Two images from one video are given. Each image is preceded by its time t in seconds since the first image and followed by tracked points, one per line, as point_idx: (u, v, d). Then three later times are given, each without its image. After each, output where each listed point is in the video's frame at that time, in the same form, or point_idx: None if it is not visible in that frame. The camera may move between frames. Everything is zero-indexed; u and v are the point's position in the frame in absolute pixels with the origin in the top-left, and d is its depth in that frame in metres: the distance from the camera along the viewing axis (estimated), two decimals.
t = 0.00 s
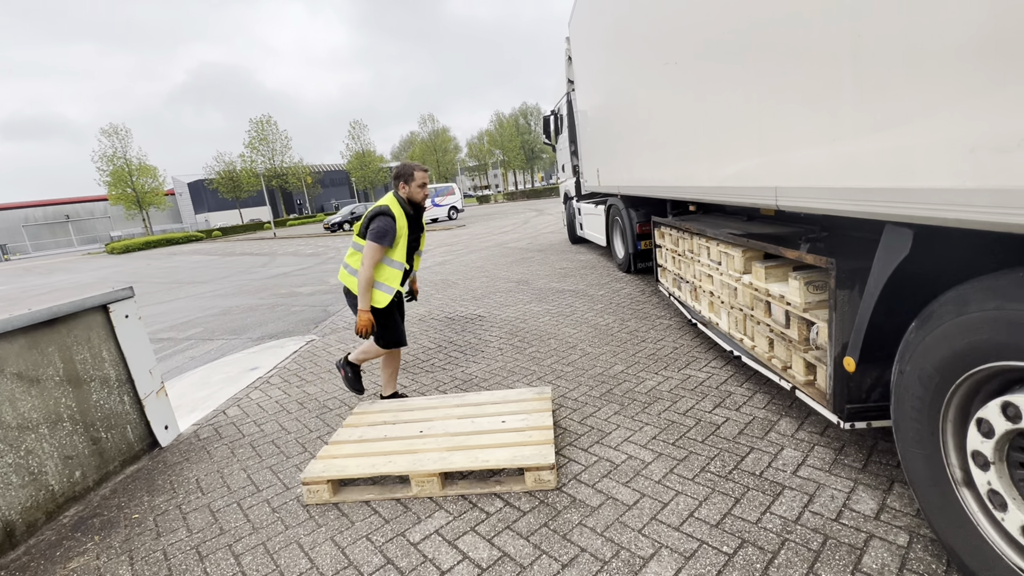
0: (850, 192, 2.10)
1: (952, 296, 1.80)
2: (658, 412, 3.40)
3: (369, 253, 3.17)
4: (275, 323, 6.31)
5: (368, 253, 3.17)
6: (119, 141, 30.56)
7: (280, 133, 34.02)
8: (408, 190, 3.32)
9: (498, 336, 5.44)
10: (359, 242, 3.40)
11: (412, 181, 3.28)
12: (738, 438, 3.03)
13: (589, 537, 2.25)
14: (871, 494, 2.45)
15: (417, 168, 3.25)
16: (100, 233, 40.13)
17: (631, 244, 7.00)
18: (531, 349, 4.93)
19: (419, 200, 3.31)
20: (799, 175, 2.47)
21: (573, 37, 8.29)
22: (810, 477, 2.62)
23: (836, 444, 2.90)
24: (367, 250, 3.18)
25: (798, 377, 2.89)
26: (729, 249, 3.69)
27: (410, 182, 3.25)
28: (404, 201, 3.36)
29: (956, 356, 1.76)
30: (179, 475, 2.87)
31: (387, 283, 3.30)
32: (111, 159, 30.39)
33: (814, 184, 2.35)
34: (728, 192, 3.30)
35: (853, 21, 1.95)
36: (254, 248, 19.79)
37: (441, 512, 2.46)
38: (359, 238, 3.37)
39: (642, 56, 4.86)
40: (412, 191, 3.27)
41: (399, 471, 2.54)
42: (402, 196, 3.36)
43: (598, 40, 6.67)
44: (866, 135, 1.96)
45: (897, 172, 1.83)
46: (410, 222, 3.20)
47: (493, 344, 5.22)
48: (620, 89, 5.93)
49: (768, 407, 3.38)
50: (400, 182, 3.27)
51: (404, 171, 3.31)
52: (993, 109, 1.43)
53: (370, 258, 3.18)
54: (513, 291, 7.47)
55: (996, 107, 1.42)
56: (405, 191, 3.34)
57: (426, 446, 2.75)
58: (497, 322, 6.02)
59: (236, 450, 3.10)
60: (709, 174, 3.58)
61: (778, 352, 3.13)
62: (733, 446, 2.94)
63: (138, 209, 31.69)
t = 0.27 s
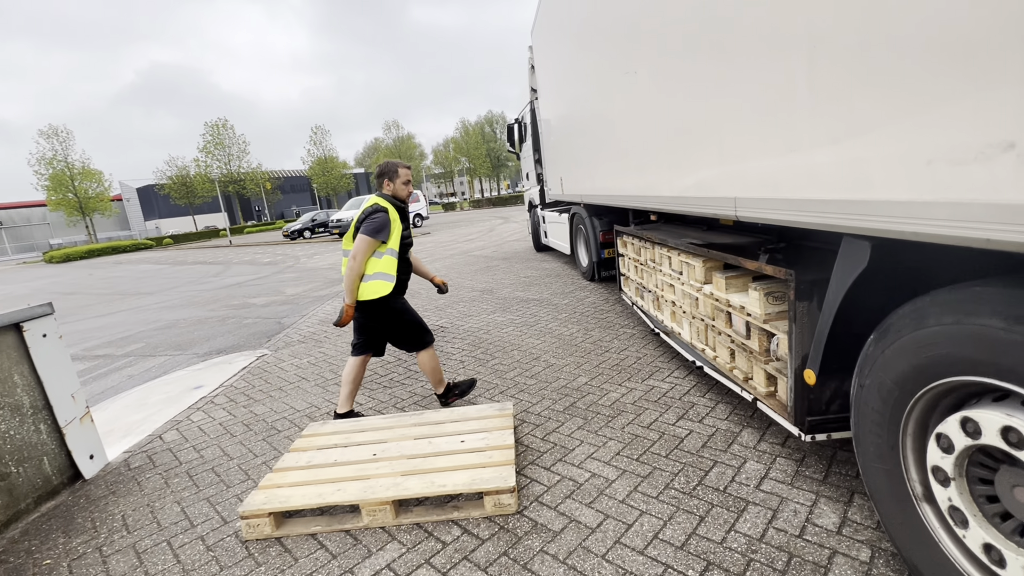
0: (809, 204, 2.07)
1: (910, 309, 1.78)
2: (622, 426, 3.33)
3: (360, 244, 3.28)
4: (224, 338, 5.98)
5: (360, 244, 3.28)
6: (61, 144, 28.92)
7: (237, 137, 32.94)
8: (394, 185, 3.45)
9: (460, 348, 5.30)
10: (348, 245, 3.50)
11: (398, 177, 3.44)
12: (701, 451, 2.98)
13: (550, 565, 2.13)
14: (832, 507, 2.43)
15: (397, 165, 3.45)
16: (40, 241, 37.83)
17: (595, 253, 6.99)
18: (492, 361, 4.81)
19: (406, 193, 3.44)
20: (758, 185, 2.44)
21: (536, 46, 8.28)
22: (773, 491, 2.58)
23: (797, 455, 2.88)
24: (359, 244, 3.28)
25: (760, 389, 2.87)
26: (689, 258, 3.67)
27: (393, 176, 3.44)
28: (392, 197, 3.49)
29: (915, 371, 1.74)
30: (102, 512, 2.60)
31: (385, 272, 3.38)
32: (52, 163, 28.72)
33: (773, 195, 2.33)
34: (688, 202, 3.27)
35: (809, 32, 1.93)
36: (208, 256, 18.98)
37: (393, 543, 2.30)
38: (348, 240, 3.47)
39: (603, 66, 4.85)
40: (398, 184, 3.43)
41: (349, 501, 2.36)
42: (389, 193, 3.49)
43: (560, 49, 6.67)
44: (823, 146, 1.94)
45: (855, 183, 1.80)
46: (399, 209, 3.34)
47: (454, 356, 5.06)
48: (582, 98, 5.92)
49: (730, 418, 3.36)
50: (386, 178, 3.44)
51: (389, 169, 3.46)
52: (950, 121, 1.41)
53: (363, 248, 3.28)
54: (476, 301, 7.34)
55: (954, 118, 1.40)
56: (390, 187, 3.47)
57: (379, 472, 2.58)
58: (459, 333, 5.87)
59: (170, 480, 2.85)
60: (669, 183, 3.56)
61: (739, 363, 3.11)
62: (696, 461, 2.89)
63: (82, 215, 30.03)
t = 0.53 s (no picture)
0: (767, 213, 1.99)
1: (871, 324, 1.72)
2: (580, 445, 3.19)
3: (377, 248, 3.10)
4: (149, 358, 5.47)
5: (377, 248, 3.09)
6: None
7: (175, 142, 31.21)
8: (395, 188, 3.35)
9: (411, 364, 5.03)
10: (355, 252, 3.29)
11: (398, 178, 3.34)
12: (661, 470, 2.88)
13: None
14: (793, 525, 2.36)
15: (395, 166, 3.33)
16: None
17: (550, 263, 6.89)
18: (445, 378, 4.58)
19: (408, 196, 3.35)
20: (713, 196, 2.37)
21: (488, 54, 8.18)
22: (734, 510, 2.49)
23: (756, 470, 2.82)
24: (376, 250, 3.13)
25: (718, 404, 2.79)
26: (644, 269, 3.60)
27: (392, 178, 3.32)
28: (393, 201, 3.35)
29: (878, 388, 1.67)
30: None
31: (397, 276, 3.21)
32: None
33: (729, 205, 2.25)
34: (642, 212, 3.19)
35: (765, 37, 1.86)
36: (141, 268, 17.71)
37: None
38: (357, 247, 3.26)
39: (557, 73, 4.75)
40: (397, 186, 3.35)
41: (278, 548, 2.09)
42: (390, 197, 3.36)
43: (513, 58, 6.58)
44: (781, 155, 1.86)
45: (814, 193, 1.73)
46: (410, 212, 3.19)
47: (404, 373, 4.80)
48: (535, 107, 5.83)
49: (688, 432, 3.28)
50: (385, 180, 3.31)
51: (388, 172, 3.34)
52: (914, 128, 1.34)
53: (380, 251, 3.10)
54: (428, 313, 7.10)
55: (918, 125, 1.33)
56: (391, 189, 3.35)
57: (314, 511, 2.32)
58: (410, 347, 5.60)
59: (68, 531, 2.48)
60: (624, 193, 3.47)
61: (696, 377, 3.04)
62: (656, 480, 2.77)
63: None
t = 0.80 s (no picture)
0: (763, 216, 1.80)
1: (884, 336, 1.55)
2: (554, 469, 2.94)
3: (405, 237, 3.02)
4: (65, 385, 4.86)
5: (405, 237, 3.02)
6: None
7: (108, 146, 29.22)
8: (401, 179, 3.27)
9: (367, 382, 4.66)
10: (374, 251, 3.13)
11: (404, 170, 3.28)
12: (642, 494, 2.66)
13: None
14: (789, 551, 2.19)
15: (400, 157, 3.26)
16: None
17: (512, 271, 6.66)
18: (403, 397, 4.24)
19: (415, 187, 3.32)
20: (697, 197, 2.18)
21: (445, 56, 7.92)
22: (725, 538, 2.30)
23: (742, 489, 2.65)
24: (409, 238, 3.02)
25: (702, 421, 2.59)
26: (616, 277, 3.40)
27: (401, 169, 3.24)
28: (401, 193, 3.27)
29: (896, 408, 1.50)
30: None
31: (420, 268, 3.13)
32: None
33: (716, 207, 2.06)
34: (615, 216, 2.99)
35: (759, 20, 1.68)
36: (66, 281, 16.30)
37: None
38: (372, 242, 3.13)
39: (517, 73, 4.53)
40: (404, 178, 3.29)
41: None
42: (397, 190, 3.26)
43: (470, 59, 6.34)
44: (781, 150, 1.68)
45: (819, 192, 1.56)
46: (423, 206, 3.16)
47: (359, 392, 4.42)
48: (494, 109, 5.60)
49: (667, 450, 3.09)
50: (390, 171, 3.22)
51: (393, 163, 3.25)
52: (946, 115, 1.18)
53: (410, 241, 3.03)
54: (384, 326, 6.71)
55: (951, 112, 1.17)
56: (398, 181, 3.26)
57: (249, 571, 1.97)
58: (366, 364, 5.21)
59: None
60: (594, 197, 3.27)
61: (676, 391, 2.85)
62: (638, 507, 2.55)
63: None
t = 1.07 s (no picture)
0: (795, 223, 1.57)
1: (944, 360, 1.36)
2: (543, 503, 2.66)
3: (467, 256, 2.83)
4: None
5: (467, 255, 2.83)
6: None
7: (37, 150, 27.16)
8: (448, 197, 3.04)
9: (328, 405, 4.25)
10: (424, 268, 2.90)
11: (450, 187, 3.05)
12: (643, 529, 2.41)
13: None
14: None
15: (446, 174, 3.05)
16: None
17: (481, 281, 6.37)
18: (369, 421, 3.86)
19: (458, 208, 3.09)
20: (705, 202, 1.93)
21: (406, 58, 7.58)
22: None
23: (749, 517, 2.44)
24: (469, 255, 2.83)
25: (708, 446, 2.38)
26: (600, 288, 3.17)
27: (449, 188, 3.02)
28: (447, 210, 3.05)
29: (962, 444, 1.30)
30: None
31: (469, 289, 2.96)
32: None
33: (730, 212, 1.82)
34: (604, 224, 2.74)
35: None
36: None
37: None
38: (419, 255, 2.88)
39: (482, 72, 4.25)
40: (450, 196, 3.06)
41: None
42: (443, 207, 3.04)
43: (432, 59, 6.02)
44: (822, 146, 1.45)
45: (869, 194, 1.35)
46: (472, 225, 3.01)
47: (319, 418, 4.00)
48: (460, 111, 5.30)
49: (662, 474, 2.86)
50: (439, 188, 3.00)
51: (440, 179, 3.02)
52: None
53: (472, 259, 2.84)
54: (346, 341, 6.28)
55: None
56: (444, 199, 3.03)
57: None
58: (327, 384, 4.78)
59: None
60: (577, 202, 3.02)
61: (674, 412, 2.63)
62: (640, 545, 2.30)
63: None
